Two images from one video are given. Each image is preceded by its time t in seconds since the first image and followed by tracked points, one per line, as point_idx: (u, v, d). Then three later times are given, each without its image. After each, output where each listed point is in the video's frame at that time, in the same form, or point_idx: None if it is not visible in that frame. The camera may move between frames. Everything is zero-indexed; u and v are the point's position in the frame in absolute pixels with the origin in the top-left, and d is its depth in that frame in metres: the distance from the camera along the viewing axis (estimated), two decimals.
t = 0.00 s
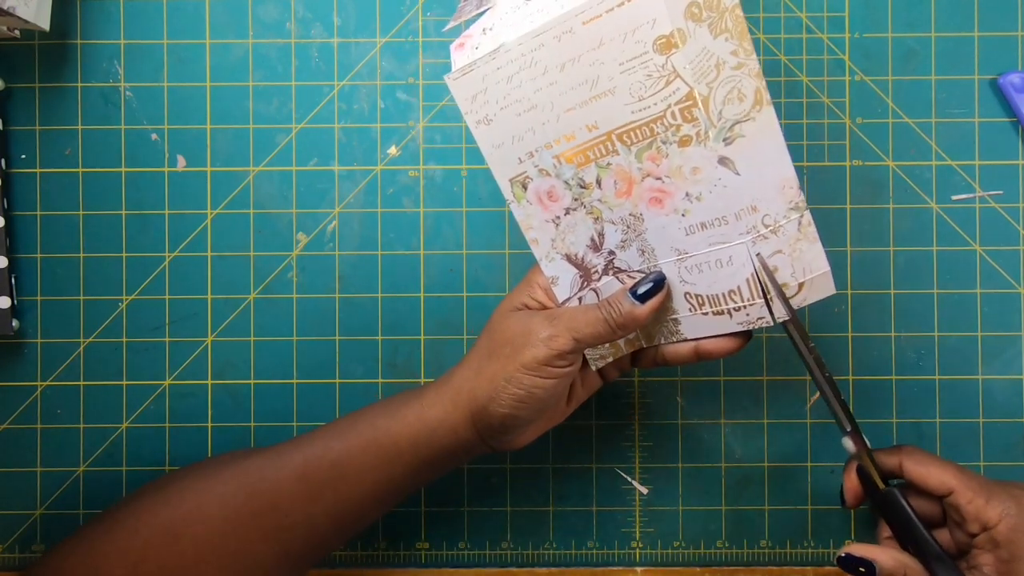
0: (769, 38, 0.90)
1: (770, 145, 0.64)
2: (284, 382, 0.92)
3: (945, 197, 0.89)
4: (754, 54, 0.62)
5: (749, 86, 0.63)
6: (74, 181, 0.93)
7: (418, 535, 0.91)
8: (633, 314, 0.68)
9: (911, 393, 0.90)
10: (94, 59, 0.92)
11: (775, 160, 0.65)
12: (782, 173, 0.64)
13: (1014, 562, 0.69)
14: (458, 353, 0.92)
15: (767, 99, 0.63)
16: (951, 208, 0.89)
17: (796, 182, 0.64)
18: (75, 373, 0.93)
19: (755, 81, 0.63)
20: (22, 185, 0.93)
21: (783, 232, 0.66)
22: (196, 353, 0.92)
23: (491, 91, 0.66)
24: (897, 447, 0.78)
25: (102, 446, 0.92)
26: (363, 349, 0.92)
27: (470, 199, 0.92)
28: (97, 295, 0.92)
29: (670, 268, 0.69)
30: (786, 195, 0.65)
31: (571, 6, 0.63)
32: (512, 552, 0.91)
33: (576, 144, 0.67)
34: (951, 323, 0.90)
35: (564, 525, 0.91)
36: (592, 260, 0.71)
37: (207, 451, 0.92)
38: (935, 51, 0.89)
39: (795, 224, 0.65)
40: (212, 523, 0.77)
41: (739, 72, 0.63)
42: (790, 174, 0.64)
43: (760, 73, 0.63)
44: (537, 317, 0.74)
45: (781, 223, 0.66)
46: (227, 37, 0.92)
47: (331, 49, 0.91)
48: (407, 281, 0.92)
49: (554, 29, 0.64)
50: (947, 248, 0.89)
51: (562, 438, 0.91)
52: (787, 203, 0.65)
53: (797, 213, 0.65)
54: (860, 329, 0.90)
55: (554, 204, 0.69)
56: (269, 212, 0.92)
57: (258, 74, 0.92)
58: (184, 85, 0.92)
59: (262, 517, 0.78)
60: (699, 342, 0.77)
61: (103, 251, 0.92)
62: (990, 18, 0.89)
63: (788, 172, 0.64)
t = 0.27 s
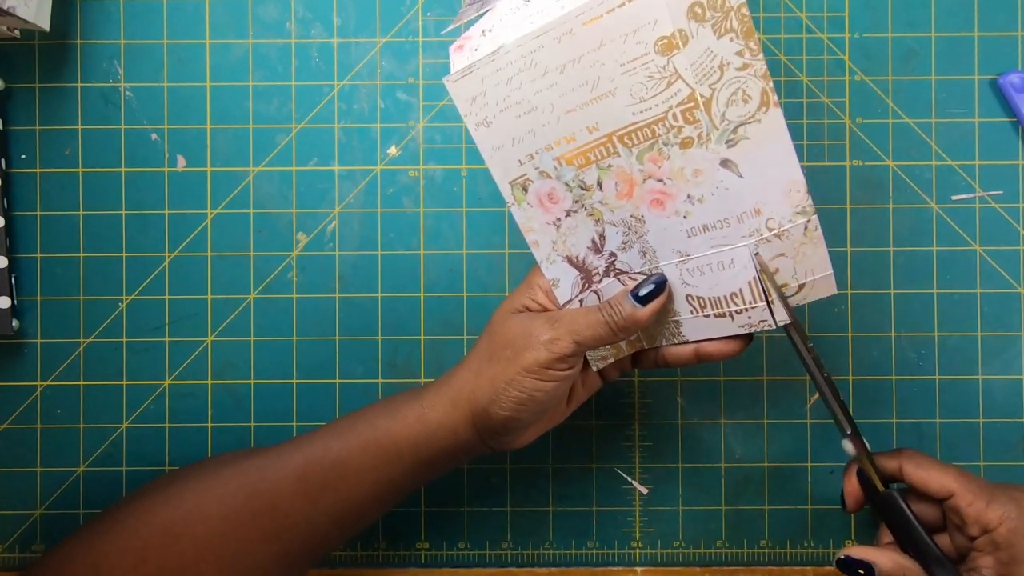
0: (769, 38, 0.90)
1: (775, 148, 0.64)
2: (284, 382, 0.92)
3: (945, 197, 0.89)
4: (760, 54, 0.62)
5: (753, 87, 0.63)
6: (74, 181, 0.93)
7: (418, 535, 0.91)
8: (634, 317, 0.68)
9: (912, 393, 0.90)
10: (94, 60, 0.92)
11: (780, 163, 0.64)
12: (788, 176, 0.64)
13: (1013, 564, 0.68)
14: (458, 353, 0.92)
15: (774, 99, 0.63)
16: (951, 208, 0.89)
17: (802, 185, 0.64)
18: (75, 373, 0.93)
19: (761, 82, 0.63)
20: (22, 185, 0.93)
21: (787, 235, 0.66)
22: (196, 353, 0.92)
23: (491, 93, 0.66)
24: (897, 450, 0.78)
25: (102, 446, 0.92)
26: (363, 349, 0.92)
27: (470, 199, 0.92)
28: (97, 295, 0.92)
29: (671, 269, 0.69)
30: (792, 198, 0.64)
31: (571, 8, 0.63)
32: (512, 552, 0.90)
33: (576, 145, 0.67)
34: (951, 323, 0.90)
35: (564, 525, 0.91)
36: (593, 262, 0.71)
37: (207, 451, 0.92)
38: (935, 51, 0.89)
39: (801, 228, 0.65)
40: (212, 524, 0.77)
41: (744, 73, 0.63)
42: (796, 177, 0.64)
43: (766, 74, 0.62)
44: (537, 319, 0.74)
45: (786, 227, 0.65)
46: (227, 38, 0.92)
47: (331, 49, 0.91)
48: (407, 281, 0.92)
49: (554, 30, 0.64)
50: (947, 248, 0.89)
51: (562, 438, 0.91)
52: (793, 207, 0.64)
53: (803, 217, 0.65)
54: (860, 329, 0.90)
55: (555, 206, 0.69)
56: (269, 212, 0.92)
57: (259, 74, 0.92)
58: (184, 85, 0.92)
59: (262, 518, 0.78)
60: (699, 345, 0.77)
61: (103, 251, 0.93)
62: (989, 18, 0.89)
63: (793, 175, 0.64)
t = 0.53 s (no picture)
0: (769, 38, 0.90)
1: (774, 148, 0.64)
2: (284, 382, 0.92)
3: (945, 197, 0.89)
4: (757, 53, 0.62)
5: (750, 87, 0.63)
6: (74, 181, 0.93)
7: (418, 536, 0.91)
8: (635, 320, 0.67)
9: (912, 393, 0.90)
10: (94, 59, 0.92)
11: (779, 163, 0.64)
12: (787, 177, 0.64)
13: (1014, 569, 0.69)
14: (457, 353, 0.92)
15: (772, 99, 0.63)
16: (951, 208, 0.89)
17: (803, 185, 0.64)
18: (75, 373, 0.93)
19: (759, 82, 0.63)
20: (22, 185, 0.93)
21: (788, 236, 0.66)
22: (196, 353, 0.92)
23: (484, 98, 0.65)
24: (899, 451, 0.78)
25: (102, 446, 0.92)
26: (363, 349, 0.92)
27: (470, 199, 0.92)
28: (97, 295, 0.92)
29: (671, 271, 0.69)
30: (792, 199, 0.64)
31: (564, 10, 0.63)
32: (511, 552, 0.91)
33: (573, 148, 0.67)
34: (951, 323, 0.90)
35: (564, 525, 0.91)
36: (592, 264, 0.70)
37: (207, 451, 0.92)
38: (935, 51, 0.89)
39: (801, 228, 0.65)
40: (212, 528, 0.77)
41: (741, 72, 0.63)
42: (796, 177, 0.63)
43: (763, 73, 0.62)
44: (538, 324, 0.74)
45: (786, 228, 0.65)
46: (227, 37, 0.92)
47: (331, 49, 0.91)
48: (407, 281, 0.92)
49: (548, 34, 0.63)
50: (947, 248, 0.89)
51: (562, 438, 0.91)
52: (793, 207, 0.64)
53: (803, 217, 0.65)
54: (860, 330, 0.90)
55: (553, 211, 0.69)
56: (269, 212, 0.92)
57: (258, 74, 0.92)
58: (184, 85, 0.92)
59: (262, 521, 0.78)
60: (699, 347, 0.77)
61: (103, 251, 0.92)
62: (990, 18, 0.89)
63: (793, 176, 0.64)
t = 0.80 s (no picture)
0: (769, 38, 0.90)
1: (780, 155, 0.63)
2: (284, 382, 0.92)
3: (945, 197, 0.89)
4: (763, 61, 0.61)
5: (757, 94, 0.63)
6: (74, 181, 0.93)
7: (418, 536, 0.91)
8: (639, 327, 0.67)
9: (911, 393, 0.90)
10: (94, 59, 0.92)
11: (785, 169, 0.64)
12: (792, 183, 0.64)
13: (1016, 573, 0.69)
14: (458, 353, 0.92)
15: (778, 107, 0.62)
16: (951, 208, 0.89)
17: (806, 191, 0.64)
18: (75, 373, 0.93)
19: (765, 89, 0.62)
20: (22, 185, 0.93)
21: (793, 242, 0.65)
22: (196, 353, 0.92)
23: (489, 106, 0.64)
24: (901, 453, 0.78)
25: (102, 446, 0.92)
26: (363, 349, 0.92)
27: (470, 199, 0.92)
28: (97, 295, 0.92)
29: (677, 278, 0.68)
30: (797, 205, 0.64)
31: (570, 18, 0.62)
32: (511, 552, 0.91)
33: (578, 157, 0.66)
34: (951, 323, 0.90)
35: (564, 525, 0.91)
36: (597, 271, 0.70)
37: (207, 451, 0.92)
38: (935, 51, 0.89)
39: (806, 234, 0.65)
40: (214, 529, 0.77)
41: (748, 80, 0.62)
42: (801, 183, 0.63)
43: (770, 81, 0.62)
44: (543, 332, 0.75)
45: (791, 234, 0.65)
46: (227, 37, 0.92)
47: (332, 50, 0.91)
48: (407, 281, 0.92)
49: (553, 41, 0.62)
50: (947, 248, 0.89)
51: (562, 438, 0.91)
52: (798, 213, 0.64)
53: (807, 222, 0.65)
54: (860, 330, 0.90)
55: (558, 219, 0.68)
56: (269, 212, 0.92)
57: (259, 74, 0.92)
58: (185, 85, 0.92)
59: (262, 523, 0.78)
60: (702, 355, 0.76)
61: (102, 251, 0.92)
62: (989, 18, 0.89)
63: (798, 182, 0.63)
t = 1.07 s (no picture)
0: (769, 38, 0.90)
1: (783, 156, 0.62)
2: (284, 382, 0.92)
3: (945, 197, 0.89)
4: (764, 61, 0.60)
5: (759, 95, 0.61)
6: (74, 181, 0.93)
7: (418, 536, 0.91)
8: (640, 330, 0.67)
9: (912, 393, 0.90)
10: (94, 60, 0.92)
11: (787, 170, 0.63)
12: (794, 185, 0.63)
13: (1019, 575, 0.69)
14: (458, 353, 0.92)
15: (779, 107, 0.61)
16: (951, 208, 0.89)
17: (809, 193, 0.63)
18: (75, 373, 0.93)
19: (766, 90, 0.61)
20: (22, 185, 0.93)
21: (795, 244, 0.65)
22: (196, 353, 0.92)
23: (485, 110, 0.64)
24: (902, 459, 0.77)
25: (102, 446, 0.92)
26: (363, 349, 0.92)
27: (470, 199, 0.92)
28: (97, 295, 0.93)
29: (677, 280, 0.68)
30: (800, 207, 0.63)
31: (566, 19, 0.61)
32: (511, 552, 0.91)
33: (576, 159, 0.66)
34: (951, 323, 0.90)
35: (564, 525, 0.91)
36: (596, 274, 0.70)
37: (207, 450, 0.92)
38: (935, 51, 0.89)
39: (809, 236, 0.64)
40: (215, 531, 0.77)
41: (749, 80, 0.61)
42: (803, 184, 0.62)
43: (772, 81, 0.60)
44: (542, 334, 0.74)
45: (793, 236, 0.64)
46: (227, 37, 0.92)
47: (331, 49, 0.91)
48: (407, 281, 0.92)
49: (549, 44, 0.61)
50: (946, 248, 0.89)
51: (561, 438, 0.91)
52: (800, 214, 0.63)
53: (810, 225, 0.64)
54: (860, 330, 0.90)
55: (556, 221, 0.68)
56: (269, 212, 0.92)
57: (258, 74, 0.92)
58: (184, 85, 0.92)
59: (263, 527, 0.78)
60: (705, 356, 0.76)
61: (103, 251, 0.93)
62: (989, 18, 0.89)
63: (801, 183, 0.62)
